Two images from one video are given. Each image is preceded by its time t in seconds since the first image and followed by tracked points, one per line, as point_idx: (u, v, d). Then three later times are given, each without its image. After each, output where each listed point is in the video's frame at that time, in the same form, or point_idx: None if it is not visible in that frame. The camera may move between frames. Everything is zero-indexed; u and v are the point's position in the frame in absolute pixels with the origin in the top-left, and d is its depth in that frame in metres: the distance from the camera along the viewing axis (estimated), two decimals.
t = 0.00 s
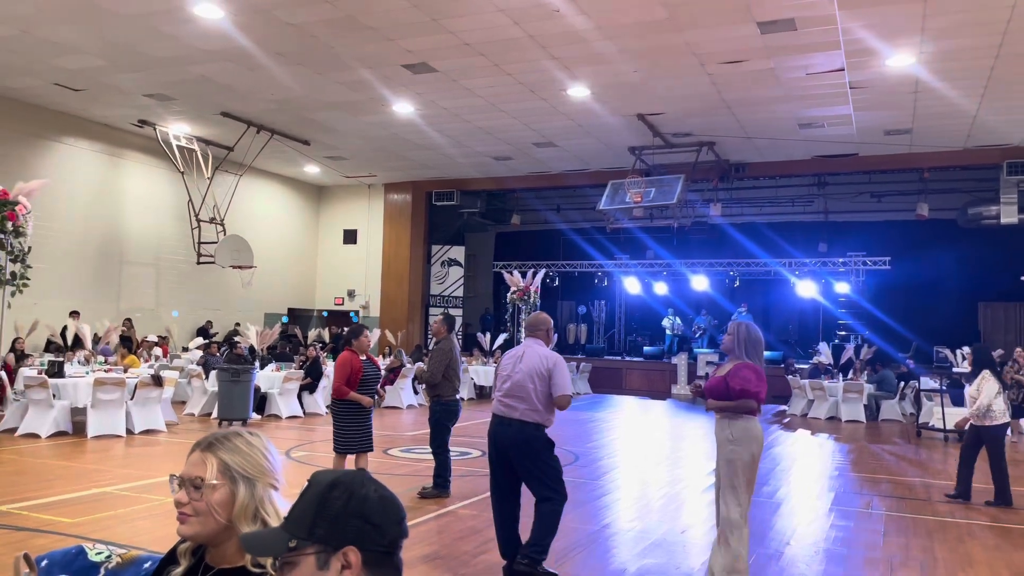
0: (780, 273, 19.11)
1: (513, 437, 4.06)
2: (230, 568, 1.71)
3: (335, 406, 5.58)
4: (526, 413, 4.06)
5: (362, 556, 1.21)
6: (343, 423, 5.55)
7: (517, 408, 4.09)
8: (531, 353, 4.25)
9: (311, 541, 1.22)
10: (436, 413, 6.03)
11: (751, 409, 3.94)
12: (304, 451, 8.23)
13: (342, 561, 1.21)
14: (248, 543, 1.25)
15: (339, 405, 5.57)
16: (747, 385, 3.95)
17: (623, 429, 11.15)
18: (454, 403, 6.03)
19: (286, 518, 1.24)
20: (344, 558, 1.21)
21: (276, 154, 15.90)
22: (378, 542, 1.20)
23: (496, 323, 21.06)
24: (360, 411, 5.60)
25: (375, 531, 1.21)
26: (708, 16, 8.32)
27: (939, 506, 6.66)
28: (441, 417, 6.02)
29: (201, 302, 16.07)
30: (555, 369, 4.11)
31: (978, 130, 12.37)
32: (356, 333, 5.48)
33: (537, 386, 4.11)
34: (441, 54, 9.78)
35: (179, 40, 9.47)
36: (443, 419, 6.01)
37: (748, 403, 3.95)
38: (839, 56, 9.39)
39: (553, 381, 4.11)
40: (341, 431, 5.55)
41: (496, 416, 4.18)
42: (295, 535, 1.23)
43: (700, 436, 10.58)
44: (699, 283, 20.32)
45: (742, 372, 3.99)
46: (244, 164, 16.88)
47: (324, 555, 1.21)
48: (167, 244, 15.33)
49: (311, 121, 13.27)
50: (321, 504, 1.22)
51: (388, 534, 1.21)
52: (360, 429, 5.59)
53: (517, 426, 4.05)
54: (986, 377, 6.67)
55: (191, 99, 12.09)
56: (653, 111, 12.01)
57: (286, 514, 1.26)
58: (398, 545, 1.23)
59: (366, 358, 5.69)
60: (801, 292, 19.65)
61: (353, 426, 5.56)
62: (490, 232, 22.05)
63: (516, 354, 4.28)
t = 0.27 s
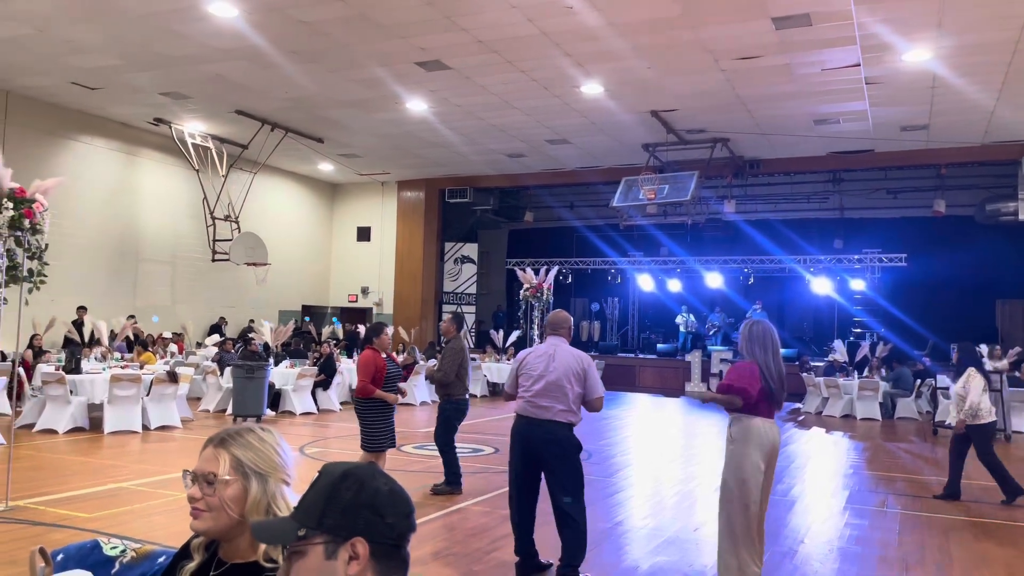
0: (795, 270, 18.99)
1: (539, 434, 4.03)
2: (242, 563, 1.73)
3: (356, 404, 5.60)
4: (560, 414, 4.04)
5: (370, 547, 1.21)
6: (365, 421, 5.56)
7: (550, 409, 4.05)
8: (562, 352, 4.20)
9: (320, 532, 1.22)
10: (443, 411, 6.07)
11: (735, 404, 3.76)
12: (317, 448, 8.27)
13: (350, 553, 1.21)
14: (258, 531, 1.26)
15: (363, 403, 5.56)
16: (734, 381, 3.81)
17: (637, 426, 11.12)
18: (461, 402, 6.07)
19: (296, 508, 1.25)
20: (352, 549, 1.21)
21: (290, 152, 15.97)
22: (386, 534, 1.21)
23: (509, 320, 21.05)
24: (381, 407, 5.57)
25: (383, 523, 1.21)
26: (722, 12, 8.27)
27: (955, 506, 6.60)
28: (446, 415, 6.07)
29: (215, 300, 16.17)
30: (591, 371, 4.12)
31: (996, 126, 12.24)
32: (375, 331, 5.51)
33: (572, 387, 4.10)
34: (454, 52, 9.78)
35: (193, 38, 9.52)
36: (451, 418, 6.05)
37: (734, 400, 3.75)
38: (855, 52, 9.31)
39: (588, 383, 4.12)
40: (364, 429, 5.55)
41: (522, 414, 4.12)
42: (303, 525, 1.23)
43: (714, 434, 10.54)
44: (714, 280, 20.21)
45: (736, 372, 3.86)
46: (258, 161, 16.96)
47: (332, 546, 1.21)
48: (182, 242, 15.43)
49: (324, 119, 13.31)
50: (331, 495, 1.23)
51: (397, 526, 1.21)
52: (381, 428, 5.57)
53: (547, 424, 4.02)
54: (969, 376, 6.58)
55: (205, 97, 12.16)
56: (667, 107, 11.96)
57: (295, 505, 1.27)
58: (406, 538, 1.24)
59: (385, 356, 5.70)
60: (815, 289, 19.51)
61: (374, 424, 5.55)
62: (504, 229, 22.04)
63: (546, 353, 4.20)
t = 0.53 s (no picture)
0: (810, 266, 18.88)
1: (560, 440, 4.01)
2: (255, 556, 1.74)
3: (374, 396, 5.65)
4: (570, 406, 4.03)
5: (378, 536, 1.22)
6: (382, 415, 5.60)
7: (560, 401, 4.06)
8: (573, 344, 4.18)
9: (328, 521, 1.23)
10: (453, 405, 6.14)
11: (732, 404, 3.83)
12: (331, 444, 8.31)
13: (357, 541, 1.22)
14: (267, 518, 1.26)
15: (387, 399, 5.58)
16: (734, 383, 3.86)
17: (651, 423, 11.10)
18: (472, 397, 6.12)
19: (304, 497, 1.25)
20: (359, 537, 1.22)
21: (305, 149, 16.04)
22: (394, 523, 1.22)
23: (522, 317, 21.05)
24: (399, 401, 5.59)
25: (391, 513, 1.22)
26: (736, 7, 8.23)
27: (970, 504, 6.55)
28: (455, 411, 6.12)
29: (230, 296, 16.28)
30: (600, 360, 4.05)
31: (1014, 121, 12.10)
32: (397, 325, 5.55)
33: (580, 378, 4.07)
34: (467, 49, 9.78)
35: (209, 36, 9.58)
36: (466, 413, 6.08)
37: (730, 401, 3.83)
38: (871, 47, 9.23)
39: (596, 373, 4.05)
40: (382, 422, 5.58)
41: (536, 411, 4.15)
42: (310, 514, 1.23)
43: (728, 431, 10.51)
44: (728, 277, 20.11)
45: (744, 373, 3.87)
46: (272, 159, 17.05)
47: (339, 534, 1.22)
48: (197, 239, 15.54)
49: (338, 116, 13.35)
50: (342, 484, 1.23)
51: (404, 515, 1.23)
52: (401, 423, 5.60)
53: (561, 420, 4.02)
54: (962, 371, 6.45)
55: (220, 94, 12.23)
56: (680, 103, 11.91)
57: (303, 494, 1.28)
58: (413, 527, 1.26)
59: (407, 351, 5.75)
60: (831, 286, 19.39)
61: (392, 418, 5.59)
62: (517, 226, 22.03)
63: (558, 346, 4.22)
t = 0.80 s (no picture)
0: (825, 263, 18.75)
1: (563, 443, 3.96)
2: (270, 550, 1.75)
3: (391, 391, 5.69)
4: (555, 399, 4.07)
5: (385, 529, 1.22)
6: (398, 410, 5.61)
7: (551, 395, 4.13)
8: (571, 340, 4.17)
9: (336, 513, 1.23)
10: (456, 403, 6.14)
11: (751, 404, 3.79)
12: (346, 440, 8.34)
13: (365, 534, 1.22)
14: (278, 509, 1.28)
15: (412, 395, 5.61)
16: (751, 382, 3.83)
17: (665, 421, 11.08)
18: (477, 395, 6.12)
19: (312, 489, 1.26)
20: (367, 530, 1.22)
21: (320, 146, 16.10)
22: (401, 515, 1.22)
23: (536, 314, 21.04)
24: (417, 396, 5.63)
25: (398, 506, 1.22)
26: (751, 3, 8.17)
27: (988, 503, 6.48)
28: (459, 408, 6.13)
29: (245, 293, 16.38)
30: (575, 351, 4.01)
31: None
32: (415, 322, 5.62)
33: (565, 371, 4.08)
34: (481, 45, 9.78)
35: (224, 34, 9.64)
36: (475, 409, 6.10)
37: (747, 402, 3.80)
38: (888, 43, 9.15)
39: (576, 366, 3.97)
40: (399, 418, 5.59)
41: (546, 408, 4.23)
42: (319, 506, 1.25)
43: (743, 429, 10.46)
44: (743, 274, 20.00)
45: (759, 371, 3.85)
46: (287, 156, 17.13)
47: (347, 527, 1.22)
48: (213, 236, 15.65)
49: (352, 113, 13.39)
50: (350, 476, 1.24)
51: (411, 507, 1.23)
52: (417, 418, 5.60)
53: (557, 419, 4.00)
54: (954, 368, 6.51)
55: (236, 92, 12.30)
56: (695, 100, 11.85)
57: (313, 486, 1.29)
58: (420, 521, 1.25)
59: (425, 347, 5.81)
60: (847, 283, 19.24)
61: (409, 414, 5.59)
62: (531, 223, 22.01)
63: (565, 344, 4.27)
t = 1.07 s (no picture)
0: (844, 261, 18.60)
1: (590, 443, 4.02)
2: (289, 542, 1.77)
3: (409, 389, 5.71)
4: (582, 405, 4.10)
5: (402, 522, 1.23)
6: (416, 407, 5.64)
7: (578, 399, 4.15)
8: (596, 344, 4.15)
9: (354, 507, 1.24)
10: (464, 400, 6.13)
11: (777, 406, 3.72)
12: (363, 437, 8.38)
13: (382, 528, 1.23)
14: (293, 502, 1.28)
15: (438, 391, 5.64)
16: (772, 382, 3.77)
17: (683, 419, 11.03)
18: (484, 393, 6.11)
19: (330, 483, 1.26)
20: (384, 524, 1.23)
21: (337, 145, 16.18)
22: (418, 510, 1.23)
23: (553, 312, 21.03)
24: (440, 394, 5.66)
25: (415, 500, 1.23)
26: None
27: (1010, 503, 6.40)
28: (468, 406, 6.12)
29: (264, 291, 16.50)
30: (599, 359, 3.98)
31: None
32: (436, 321, 5.65)
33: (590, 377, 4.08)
34: (498, 43, 9.78)
35: (243, 34, 9.71)
36: (482, 407, 6.11)
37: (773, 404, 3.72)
38: (909, 38, 9.05)
39: (602, 374, 3.96)
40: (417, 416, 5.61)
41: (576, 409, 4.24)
42: (337, 499, 1.25)
43: (761, 427, 10.40)
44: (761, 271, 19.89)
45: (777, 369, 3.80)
46: (305, 155, 17.22)
47: (364, 520, 1.23)
48: (232, 234, 15.77)
49: (369, 112, 13.45)
50: (368, 470, 1.24)
51: (428, 500, 1.24)
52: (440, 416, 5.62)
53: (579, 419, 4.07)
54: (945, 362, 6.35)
55: (254, 91, 12.38)
56: (713, 96, 11.78)
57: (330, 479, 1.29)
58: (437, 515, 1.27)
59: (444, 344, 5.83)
60: (867, 281, 19.02)
61: (427, 411, 5.60)
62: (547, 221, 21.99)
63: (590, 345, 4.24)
